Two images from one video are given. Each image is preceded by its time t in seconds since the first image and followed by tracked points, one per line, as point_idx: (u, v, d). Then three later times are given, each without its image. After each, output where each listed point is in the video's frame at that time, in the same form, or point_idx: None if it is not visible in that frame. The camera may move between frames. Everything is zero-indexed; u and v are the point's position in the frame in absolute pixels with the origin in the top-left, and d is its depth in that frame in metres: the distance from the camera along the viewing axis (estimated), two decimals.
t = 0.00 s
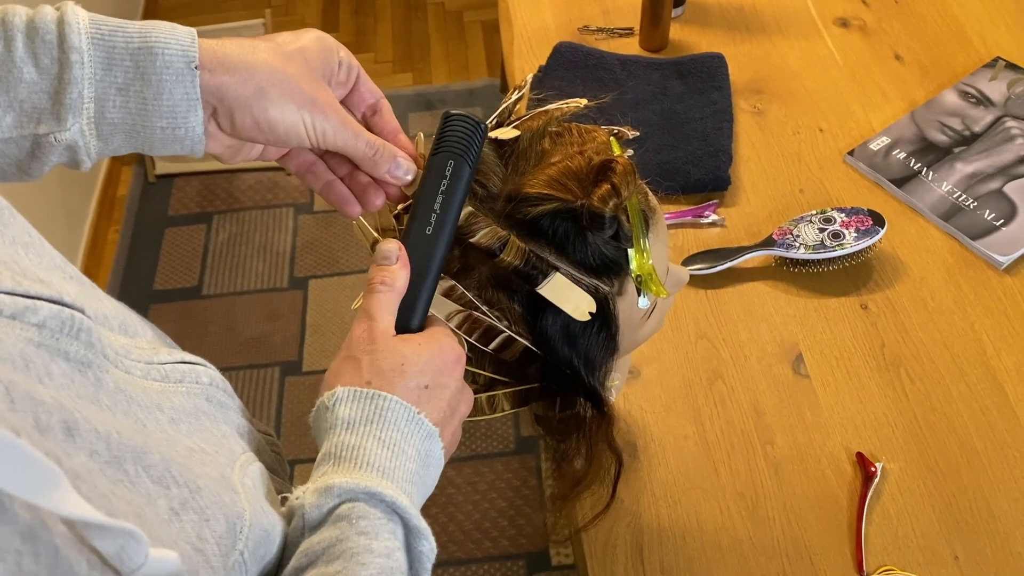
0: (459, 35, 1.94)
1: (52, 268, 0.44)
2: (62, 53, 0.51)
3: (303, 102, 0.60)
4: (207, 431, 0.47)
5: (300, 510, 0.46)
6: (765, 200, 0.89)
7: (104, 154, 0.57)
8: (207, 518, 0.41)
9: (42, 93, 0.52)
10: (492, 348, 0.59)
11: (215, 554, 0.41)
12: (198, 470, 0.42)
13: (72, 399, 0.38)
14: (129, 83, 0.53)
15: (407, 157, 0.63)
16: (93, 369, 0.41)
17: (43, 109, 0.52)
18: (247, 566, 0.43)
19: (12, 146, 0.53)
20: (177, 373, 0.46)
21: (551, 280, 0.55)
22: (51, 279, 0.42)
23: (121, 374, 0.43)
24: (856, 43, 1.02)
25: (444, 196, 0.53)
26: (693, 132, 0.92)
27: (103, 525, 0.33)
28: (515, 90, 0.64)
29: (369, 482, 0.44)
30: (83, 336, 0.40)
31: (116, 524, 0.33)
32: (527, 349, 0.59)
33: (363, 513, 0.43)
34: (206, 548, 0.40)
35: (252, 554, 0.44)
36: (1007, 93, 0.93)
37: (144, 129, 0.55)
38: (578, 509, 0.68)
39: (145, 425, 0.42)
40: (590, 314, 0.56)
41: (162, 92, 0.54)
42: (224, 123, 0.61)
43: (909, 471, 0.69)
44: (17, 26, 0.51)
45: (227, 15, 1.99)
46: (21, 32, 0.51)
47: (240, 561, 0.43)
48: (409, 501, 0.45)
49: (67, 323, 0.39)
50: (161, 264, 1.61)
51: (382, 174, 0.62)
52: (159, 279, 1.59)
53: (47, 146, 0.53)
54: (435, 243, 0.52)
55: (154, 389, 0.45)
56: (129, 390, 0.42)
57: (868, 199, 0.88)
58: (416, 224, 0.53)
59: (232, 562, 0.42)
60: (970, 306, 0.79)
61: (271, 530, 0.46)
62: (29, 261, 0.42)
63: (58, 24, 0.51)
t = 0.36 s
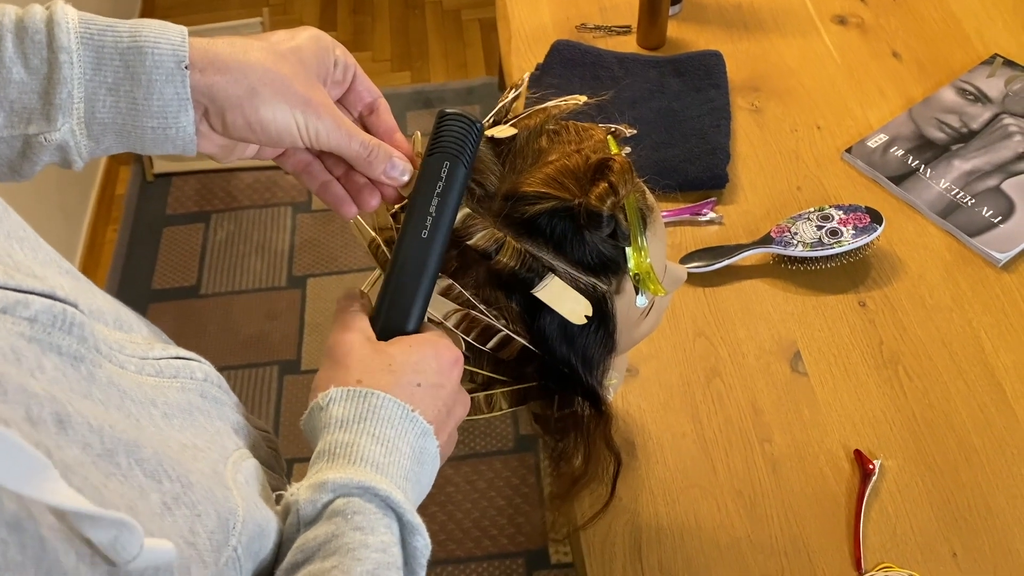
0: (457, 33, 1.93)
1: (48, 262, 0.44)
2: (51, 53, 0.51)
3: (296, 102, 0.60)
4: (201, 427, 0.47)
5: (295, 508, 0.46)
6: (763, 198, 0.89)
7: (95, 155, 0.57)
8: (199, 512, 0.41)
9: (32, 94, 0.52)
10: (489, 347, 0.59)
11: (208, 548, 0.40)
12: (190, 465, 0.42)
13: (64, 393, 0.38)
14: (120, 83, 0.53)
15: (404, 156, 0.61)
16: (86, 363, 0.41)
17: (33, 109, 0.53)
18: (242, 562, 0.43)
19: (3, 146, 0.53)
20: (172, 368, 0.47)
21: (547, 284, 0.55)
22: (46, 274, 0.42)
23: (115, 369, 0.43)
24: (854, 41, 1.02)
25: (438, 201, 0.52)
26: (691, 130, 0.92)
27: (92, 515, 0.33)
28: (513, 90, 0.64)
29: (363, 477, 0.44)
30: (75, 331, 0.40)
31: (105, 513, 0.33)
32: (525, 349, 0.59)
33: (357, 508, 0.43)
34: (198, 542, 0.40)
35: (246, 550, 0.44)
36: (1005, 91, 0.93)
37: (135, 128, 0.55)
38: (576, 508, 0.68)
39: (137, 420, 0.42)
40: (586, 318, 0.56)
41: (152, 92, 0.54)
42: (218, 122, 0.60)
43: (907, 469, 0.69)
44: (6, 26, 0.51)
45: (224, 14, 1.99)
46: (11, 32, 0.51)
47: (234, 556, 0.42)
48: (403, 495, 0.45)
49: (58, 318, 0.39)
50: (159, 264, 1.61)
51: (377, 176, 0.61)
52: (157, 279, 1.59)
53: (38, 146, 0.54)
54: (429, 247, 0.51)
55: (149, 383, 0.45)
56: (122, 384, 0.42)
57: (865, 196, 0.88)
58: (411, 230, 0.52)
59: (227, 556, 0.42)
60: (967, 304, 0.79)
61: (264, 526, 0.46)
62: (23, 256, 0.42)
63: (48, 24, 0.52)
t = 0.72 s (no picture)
0: (455, 32, 1.94)
1: (42, 260, 0.45)
2: (47, 37, 0.52)
3: (287, 84, 0.60)
4: (197, 420, 0.47)
5: (307, 502, 0.46)
6: (757, 194, 0.89)
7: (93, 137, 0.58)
8: (190, 502, 0.41)
9: (30, 78, 0.53)
10: (481, 340, 0.59)
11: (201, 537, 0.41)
12: (182, 455, 0.43)
13: (54, 388, 0.39)
14: (114, 66, 0.54)
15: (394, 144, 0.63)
16: (78, 358, 0.41)
17: (32, 95, 0.54)
18: (237, 553, 0.44)
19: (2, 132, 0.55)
20: (166, 363, 0.47)
21: (524, 275, 0.56)
22: (39, 272, 0.43)
23: (107, 365, 0.43)
24: (847, 38, 1.03)
25: (449, 200, 0.52)
26: (684, 127, 0.92)
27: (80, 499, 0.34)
28: (503, 85, 0.64)
29: (377, 476, 0.45)
30: (66, 327, 0.41)
31: (93, 498, 0.34)
32: (516, 342, 0.60)
33: (368, 506, 0.44)
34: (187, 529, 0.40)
35: (239, 539, 0.44)
36: (997, 87, 0.94)
37: (131, 110, 0.56)
38: (570, 497, 0.69)
39: (130, 413, 0.43)
40: (562, 311, 0.56)
41: (146, 74, 0.55)
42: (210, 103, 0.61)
43: (899, 461, 0.70)
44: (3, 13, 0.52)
45: (222, 14, 1.99)
46: (7, 19, 0.52)
47: (228, 544, 0.43)
48: (414, 495, 0.46)
49: (48, 314, 0.40)
50: (158, 262, 1.62)
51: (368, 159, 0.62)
52: (157, 277, 1.59)
53: (37, 131, 0.55)
54: (441, 246, 0.52)
55: (142, 378, 0.45)
56: (114, 379, 0.43)
57: (858, 191, 0.89)
58: (424, 227, 0.52)
59: (220, 543, 0.42)
60: (959, 298, 0.80)
61: (259, 516, 0.47)
62: (18, 255, 0.43)
63: (43, 9, 0.52)
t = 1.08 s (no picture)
0: (451, 29, 1.94)
1: (25, 262, 0.44)
2: (37, 29, 0.52)
3: (277, 77, 0.60)
4: (185, 420, 0.47)
5: (311, 512, 0.45)
6: (752, 189, 0.89)
7: (85, 127, 0.58)
8: (173, 507, 0.41)
9: (20, 70, 0.53)
10: (472, 334, 0.60)
11: (182, 543, 0.41)
12: (166, 459, 0.43)
13: (33, 392, 0.39)
14: (105, 57, 0.54)
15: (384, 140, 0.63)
16: (60, 361, 0.41)
17: (23, 86, 0.53)
18: (222, 555, 0.44)
19: None
20: (153, 363, 0.47)
21: (509, 276, 0.55)
22: (21, 274, 0.42)
23: (91, 367, 0.43)
24: (843, 32, 1.03)
25: (453, 214, 0.51)
26: (680, 122, 0.92)
27: (54, 509, 0.33)
28: (496, 80, 0.64)
29: (382, 489, 0.44)
30: (49, 330, 0.41)
31: (65, 509, 0.33)
32: (508, 336, 0.60)
33: (372, 519, 0.44)
34: (167, 536, 0.40)
35: (224, 542, 0.44)
36: (992, 81, 0.94)
37: (122, 102, 0.56)
38: (564, 494, 0.68)
39: (114, 416, 0.42)
40: (548, 316, 0.56)
41: (137, 65, 0.54)
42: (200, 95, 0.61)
43: (894, 456, 0.70)
44: None
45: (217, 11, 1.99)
46: None
47: (211, 548, 0.43)
48: (418, 509, 0.45)
49: (30, 317, 0.40)
50: (154, 261, 1.61)
51: (358, 154, 0.62)
52: (153, 276, 1.59)
53: (29, 122, 0.55)
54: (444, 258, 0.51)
55: (127, 379, 0.45)
56: (98, 381, 0.43)
57: (853, 186, 0.88)
58: (426, 238, 0.51)
59: (203, 548, 0.42)
60: (955, 293, 0.80)
61: (246, 517, 0.47)
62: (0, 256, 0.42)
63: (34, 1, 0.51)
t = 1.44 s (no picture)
0: (450, 26, 1.93)
1: (25, 259, 0.44)
2: (33, 12, 0.51)
3: (270, 63, 0.60)
4: (186, 415, 0.47)
5: (330, 523, 0.45)
6: (752, 185, 0.89)
7: (82, 111, 0.58)
8: (173, 502, 0.41)
9: (17, 54, 0.53)
10: (472, 330, 0.60)
11: (184, 538, 0.41)
12: (167, 454, 0.43)
13: (32, 389, 0.39)
14: (101, 40, 0.54)
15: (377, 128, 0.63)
16: (60, 357, 0.41)
17: (20, 70, 0.53)
18: (225, 550, 0.44)
19: None
20: (154, 359, 0.47)
21: (496, 271, 0.55)
22: (21, 271, 0.42)
23: (92, 363, 0.43)
24: (842, 28, 1.02)
25: (458, 227, 0.51)
26: (679, 118, 0.92)
27: (57, 502, 0.33)
28: (494, 75, 0.64)
29: (401, 499, 0.44)
30: (48, 326, 0.40)
31: (68, 502, 0.33)
32: (508, 332, 0.60)
33: (391, 529, 0.44)
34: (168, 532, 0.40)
35: (227, 536, 0.44)
36: (992, 76, 0.93)
37: (118, 84, 0.56)
38: (564, 488, 0.68)
39: (115, 412, 0.42)
40: (532, 311, 0.56)
41: (133, 48, 0.54)
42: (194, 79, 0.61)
43: (895, 451, 0.70)
44: None
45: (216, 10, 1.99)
46: None
47: (213, 542, 0.43)
48: (436, 520, 0.46)
49: (30, 313, 0.39)
50: (154, 259, 1.61)
51: (351, 141, 0.63)
52: (153, 274, 1.59)
53: (26, 107, 0.54)
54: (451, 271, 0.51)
55: (128, 375, 0.45)
56: (99, 378, 0.43)
57: (853, 181, 0.88)
58: (432, 254, 0.51)
59: (206, 542, 0.42)
60: (955, 288, 0.80)
61: (249, 513, 0.47)
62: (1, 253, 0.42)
63: None
